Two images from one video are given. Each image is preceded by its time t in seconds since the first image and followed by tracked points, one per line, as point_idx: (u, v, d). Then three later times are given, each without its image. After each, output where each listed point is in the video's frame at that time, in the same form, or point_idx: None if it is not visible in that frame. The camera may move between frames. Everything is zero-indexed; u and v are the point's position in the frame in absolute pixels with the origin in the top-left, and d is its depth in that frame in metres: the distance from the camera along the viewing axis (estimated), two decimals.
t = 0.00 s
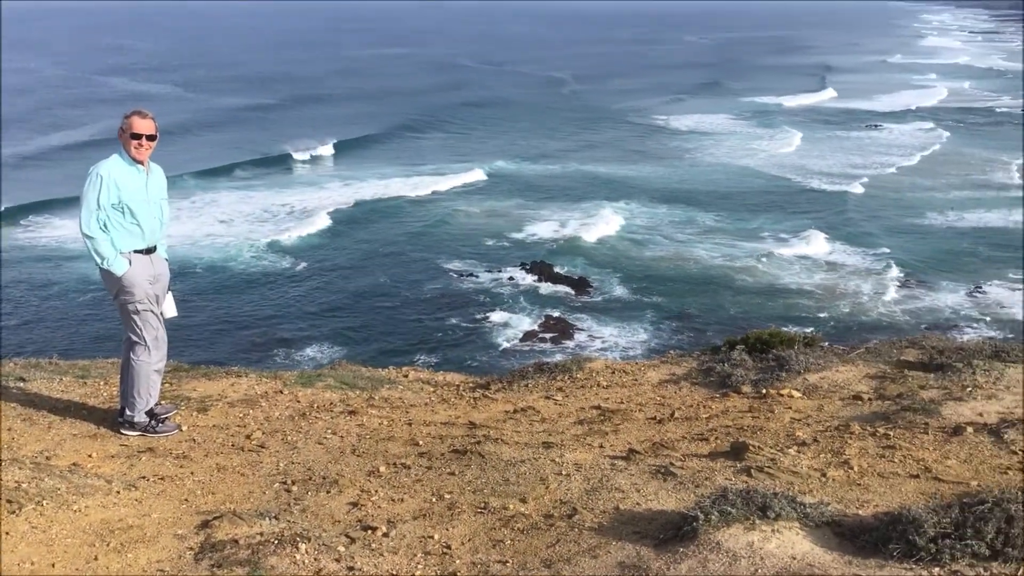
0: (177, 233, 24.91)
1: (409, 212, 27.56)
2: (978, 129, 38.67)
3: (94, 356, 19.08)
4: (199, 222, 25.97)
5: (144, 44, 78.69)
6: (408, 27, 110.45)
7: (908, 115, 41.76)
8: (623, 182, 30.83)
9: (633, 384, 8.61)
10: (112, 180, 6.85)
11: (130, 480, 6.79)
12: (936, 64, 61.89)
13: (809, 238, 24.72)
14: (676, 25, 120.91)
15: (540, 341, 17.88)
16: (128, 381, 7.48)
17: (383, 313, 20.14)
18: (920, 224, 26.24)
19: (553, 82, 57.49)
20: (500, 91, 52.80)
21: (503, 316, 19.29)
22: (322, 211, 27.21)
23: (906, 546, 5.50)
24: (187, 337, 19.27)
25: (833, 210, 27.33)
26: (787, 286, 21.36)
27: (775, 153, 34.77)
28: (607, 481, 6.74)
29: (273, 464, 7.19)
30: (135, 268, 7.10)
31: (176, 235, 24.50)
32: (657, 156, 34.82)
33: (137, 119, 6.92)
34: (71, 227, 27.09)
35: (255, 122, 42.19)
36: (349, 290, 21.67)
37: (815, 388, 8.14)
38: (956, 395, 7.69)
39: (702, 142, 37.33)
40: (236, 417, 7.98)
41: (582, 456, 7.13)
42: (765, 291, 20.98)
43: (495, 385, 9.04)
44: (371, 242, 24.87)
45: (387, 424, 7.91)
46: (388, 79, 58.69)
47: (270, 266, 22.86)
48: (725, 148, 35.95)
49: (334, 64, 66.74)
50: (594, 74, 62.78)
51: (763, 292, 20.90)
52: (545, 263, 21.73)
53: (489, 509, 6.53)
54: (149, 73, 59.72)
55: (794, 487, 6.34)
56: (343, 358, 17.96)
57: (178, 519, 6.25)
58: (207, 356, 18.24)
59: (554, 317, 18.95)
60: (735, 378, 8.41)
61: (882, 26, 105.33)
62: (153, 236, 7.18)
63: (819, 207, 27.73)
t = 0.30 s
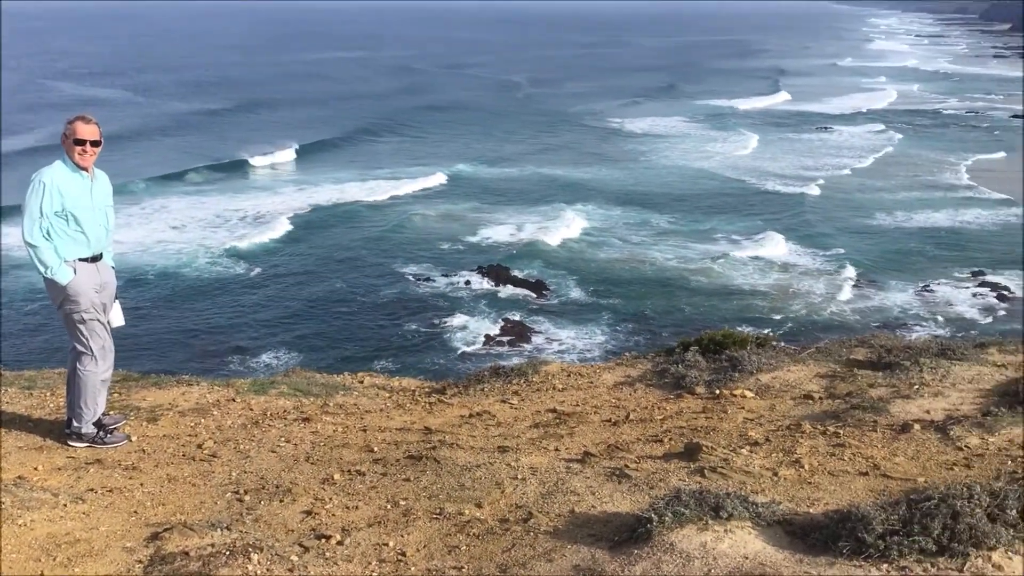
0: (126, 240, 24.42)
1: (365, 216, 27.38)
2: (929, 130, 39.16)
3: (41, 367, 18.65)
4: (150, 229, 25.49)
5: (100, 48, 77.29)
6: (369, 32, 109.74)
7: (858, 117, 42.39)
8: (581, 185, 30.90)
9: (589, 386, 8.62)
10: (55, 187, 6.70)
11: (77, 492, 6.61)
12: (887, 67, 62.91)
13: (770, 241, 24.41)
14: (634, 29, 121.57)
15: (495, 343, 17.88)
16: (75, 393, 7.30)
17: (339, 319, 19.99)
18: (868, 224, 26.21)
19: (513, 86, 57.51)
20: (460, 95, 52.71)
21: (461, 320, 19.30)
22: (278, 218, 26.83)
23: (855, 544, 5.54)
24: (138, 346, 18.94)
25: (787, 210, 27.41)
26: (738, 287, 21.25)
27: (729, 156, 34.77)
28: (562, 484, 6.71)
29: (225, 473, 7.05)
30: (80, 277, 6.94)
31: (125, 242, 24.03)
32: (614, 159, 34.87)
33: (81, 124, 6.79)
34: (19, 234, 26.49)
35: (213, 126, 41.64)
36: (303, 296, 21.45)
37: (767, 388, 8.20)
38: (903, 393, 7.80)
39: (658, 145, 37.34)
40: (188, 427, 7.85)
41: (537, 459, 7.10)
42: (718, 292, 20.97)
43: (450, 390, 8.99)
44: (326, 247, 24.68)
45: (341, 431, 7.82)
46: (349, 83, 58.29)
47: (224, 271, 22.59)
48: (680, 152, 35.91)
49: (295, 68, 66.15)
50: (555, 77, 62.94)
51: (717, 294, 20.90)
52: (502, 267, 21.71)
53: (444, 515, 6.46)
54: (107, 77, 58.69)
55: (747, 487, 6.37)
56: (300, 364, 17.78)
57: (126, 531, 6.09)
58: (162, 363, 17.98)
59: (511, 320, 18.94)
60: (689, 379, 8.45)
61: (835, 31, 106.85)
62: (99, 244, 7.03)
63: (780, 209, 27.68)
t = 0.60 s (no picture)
0: (74, 246, 23.79)
1: (321, 220, 27.08)
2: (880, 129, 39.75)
3: None
4: (99, 236, 24.89)
5: (54, 51, 75.65)
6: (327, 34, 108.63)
7: (811, 118, 43.01)
8: (539, 187, 30.95)
9: (546, 388, 8.61)
10: None
11: (22, 505, 6.40)
12: (840, 69, 63.83)
13: (729, 241, 24.36)
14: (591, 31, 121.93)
15: (452, 345, 17.95)
16: (20, 403, 7.08)
17: (296, 324, 19.80)
18: (819, 223, 26.33)
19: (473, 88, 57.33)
20: (421, 98, 52.45)
21: (420, 322, 19.30)
22: (233, 224, 26.37)
23: (808, 540, 5.56)
24: (90, 355, 18.54)
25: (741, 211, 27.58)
26: (691, 289, 21.17)
27: (685, 160, 34.57)
28: (519, 487, 6.65)
29: (177, 482, 6.90)
30: (25, 285, 6.74)
31: (74, 247, 23.44)
32: (573, 161, 34.88)
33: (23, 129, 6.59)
34: None
35: (169, 128, 40.91)
36: (259, 301, 21.17)
37: (721, 388, 8.25)
38: (854, 390, 7.90)
39: (616, 147, 37.42)
40: (140, 436, 7.69)
41: (494, 462, 7.04)
42: (672, 292, 21.02)
43: (407, 394, 8.93)
44: (281, 252, 24.39)
45: (297, 437, 7.71)
46: (308, 86, 57.69)
47: (178, 276, 22.23)
48: (637, 154, 35.89)
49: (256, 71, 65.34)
50: (516, 80, 62.94)
51: (674, 294, 20.93)
52: (460, 269, 21.70)
53: (401, 520, 6.36)
54: (61, 81, 57.41)
55: (702, 486, 6.39)
56: (257, 369, 17.60)
57: (73, 544, 5.90)
58: (117, 370, 17.65)
59: (470, 323, 18.94)
60: (644, 380, 8.47)
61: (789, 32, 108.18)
62: (45, 251, 6.82)
63: (740, 212, 27.66)
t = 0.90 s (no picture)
0: (27, 255, 21.29)
1: (282, 225, 24.39)
2: (847, 124, 38.59)
3: None
4: (49, 246, 22.08)
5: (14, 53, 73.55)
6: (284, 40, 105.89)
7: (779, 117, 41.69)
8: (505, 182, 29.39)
9: (509, 395, 8.60)
10: None
11: None
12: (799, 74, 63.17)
13: (695, 246, 22.00)
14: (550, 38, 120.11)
15: (417, 352, 16.44)
16: None
17: (255, 335, 17.71)
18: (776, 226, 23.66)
19: (435, 91, 55.62)
20: (382, 100, 50.74)
21: (383, 329, 17.56)
22: (196, 233, 23.37)
23: (769, 543, 5.58)
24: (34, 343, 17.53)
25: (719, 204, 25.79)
26: (652, 294, 18.98)
27: (641, 159, 31.86)
28: (482, 494, 6.60)
29: (135, 495, 6.76)
30: None
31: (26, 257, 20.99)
32: (534, 159, 32.65)
33: None
34: None
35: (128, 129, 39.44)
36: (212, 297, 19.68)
37: (683, 392, 8.28)
38: (814, 393, 7.97)
39: (583, 146, 35.08)
40: (97, 448, 7.55)
41: (457, 469, 6.99)
42: (631, 296, 18.94)
43: (370, 402, 8.85)
44: (244, 259, 22.00)
45: (258, 447, 7.60)
46: (266, 89, 55.52)
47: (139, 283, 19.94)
48: (605, 151, 33.67)
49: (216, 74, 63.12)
50: (479, 83, 61.43)
51: (634, 297, 18.90)
52: (422, 277, 19.68)
53: (362, 529, 6.28)
54: (22, 89, 55.46)
55: (665, 491, 6.40)
56: (221, 377, 15.99)
57: (27, 560, 5.75)
58: (70, 382, 15.76)
59: (439, 330, 17.31)
60: (607, 385, 8.48)
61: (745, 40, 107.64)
62: None
63: (712, 213, 25.08)
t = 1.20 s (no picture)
0: None
1: (254, 235, 23.67)
2: (814, 135, 38.53)
3: None
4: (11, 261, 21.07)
5: None
6: (249, 50, 103.76)
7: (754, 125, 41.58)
8: (478, 189, 28.94)
9: (480, 405, 8.58)
10: None
11: None
12: (767, 85, 63.12)
13: (671, 254, 21.44)
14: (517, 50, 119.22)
15: (390, 364, 15.82)
16: None
17: (227, 348, 17.04)
18: (749, 235, 22.98)
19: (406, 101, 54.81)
20: (353, 110, 49.84)
21: (354, 341, 16.91)
22: (165, 245, 22.66)
23: (739, 552, 5.58)
24: None
25: (692, 215, 24.95)
26: (622, 304, 18.42)
27: (618, 169, 31.40)
28: (453, 505, 6.55)
29: (99, 511, 6.65)
30: None
31: None
32: (502, 169, 31.96)
33: None
34: None
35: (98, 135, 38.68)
36: (179, 304, 19.20)
37: (654, 402, 8.31)
38: (782, 401, 8.02)
39: (556, 155, 34.54)
40: (61, 463, 7.43)
41: (428, 481, 6.93)
42: (603, 306, 18.40)
43: (340, 414, 8.80)
44: (214, 269, 21.31)
45: (226, 460, 7.51)
46: (236, 98, 54.21)
47: (107, 296, 19.27)
48: (577, 162, 33.05)
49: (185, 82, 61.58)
50: (450, 93, 60.63)
51: (605, 308, 18.33)
52: (394, 286, 19.03)
53: (332, 543, 6.20)
54: None
55: (636, 500, 6.39)
56: (193, 389, 15.36)
57: None
58: (40, 397, 15.02)
59: (411, 341, 16.68)
60: (578, 395, 8.49)
61: (711, 52, 107.71)
62: None
63: (681, 227, 23.87)
